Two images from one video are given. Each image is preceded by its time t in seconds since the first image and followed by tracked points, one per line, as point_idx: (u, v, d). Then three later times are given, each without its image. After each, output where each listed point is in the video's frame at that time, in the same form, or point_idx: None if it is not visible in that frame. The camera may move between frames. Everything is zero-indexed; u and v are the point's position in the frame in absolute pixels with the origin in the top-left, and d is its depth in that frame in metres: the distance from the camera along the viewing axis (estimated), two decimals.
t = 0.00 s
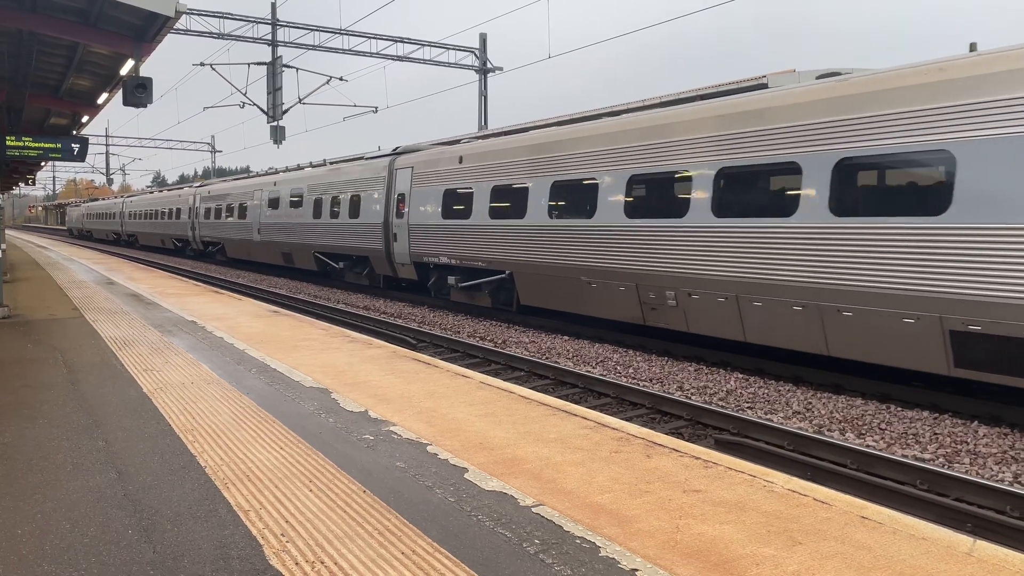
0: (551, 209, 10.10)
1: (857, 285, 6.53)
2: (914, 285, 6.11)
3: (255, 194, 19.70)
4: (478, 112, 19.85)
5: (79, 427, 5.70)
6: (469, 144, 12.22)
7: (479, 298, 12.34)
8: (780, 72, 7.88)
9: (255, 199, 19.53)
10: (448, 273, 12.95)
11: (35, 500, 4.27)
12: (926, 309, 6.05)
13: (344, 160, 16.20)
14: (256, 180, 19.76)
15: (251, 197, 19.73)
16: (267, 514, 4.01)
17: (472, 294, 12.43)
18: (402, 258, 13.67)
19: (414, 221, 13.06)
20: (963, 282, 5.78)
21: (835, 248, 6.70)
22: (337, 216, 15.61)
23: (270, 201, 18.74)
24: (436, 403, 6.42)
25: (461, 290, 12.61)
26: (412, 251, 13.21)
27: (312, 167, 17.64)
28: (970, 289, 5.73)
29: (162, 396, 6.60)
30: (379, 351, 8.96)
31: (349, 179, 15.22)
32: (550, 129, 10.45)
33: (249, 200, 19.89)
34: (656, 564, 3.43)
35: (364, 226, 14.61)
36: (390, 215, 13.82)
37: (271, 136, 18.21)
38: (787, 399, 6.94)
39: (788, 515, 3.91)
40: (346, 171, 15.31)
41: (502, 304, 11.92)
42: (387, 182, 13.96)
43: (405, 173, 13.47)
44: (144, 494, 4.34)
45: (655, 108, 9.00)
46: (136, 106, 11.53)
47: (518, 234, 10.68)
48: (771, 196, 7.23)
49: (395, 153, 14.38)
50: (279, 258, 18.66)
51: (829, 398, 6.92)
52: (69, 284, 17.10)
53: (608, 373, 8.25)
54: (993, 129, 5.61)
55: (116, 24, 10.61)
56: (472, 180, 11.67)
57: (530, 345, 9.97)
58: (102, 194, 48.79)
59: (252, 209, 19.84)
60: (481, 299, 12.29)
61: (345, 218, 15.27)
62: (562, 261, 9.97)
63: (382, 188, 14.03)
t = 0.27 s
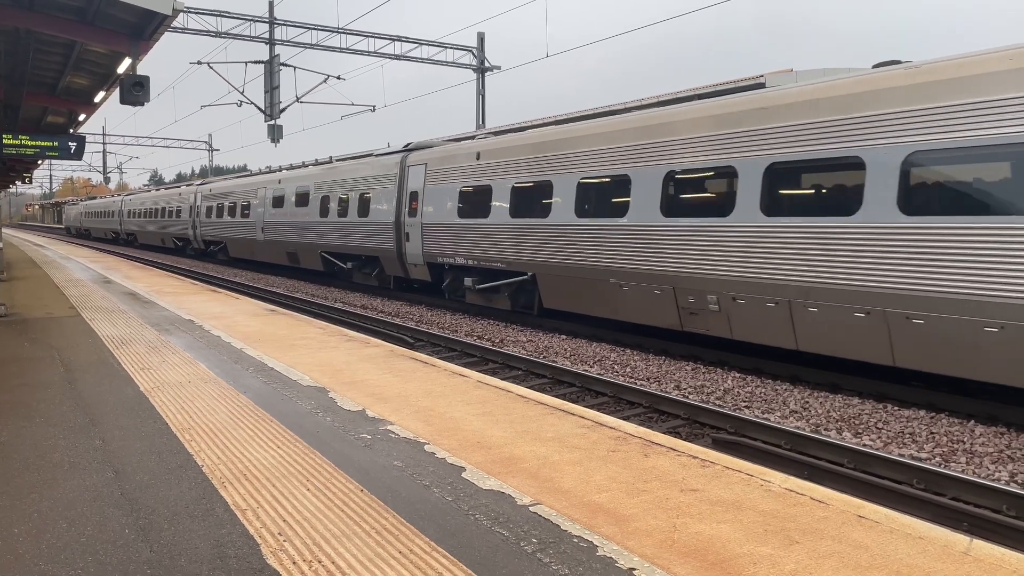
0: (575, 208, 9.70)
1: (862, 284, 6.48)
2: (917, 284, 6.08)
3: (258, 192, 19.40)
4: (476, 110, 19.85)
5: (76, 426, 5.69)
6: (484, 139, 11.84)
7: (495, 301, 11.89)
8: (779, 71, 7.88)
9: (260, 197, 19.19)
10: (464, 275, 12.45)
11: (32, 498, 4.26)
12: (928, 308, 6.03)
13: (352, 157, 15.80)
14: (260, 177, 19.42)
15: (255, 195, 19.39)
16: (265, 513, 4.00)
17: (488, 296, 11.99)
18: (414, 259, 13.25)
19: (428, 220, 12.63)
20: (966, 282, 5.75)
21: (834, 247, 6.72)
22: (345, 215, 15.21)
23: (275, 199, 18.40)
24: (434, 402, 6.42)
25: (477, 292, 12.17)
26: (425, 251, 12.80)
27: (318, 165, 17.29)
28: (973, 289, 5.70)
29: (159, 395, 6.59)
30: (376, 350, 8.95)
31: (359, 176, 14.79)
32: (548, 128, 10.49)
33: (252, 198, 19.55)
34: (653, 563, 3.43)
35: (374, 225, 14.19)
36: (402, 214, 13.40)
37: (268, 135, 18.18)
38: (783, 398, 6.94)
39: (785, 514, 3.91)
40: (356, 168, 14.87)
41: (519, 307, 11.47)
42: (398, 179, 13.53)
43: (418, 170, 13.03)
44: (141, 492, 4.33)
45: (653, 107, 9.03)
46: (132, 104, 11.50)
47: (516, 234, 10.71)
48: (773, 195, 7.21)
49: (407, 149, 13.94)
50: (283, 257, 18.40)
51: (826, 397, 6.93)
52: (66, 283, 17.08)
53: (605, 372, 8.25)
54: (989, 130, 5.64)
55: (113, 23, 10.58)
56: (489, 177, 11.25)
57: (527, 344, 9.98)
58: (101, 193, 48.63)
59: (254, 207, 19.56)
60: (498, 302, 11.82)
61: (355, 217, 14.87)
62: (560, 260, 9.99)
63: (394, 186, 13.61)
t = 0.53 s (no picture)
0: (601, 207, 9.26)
1: (864, 284, 6.49)
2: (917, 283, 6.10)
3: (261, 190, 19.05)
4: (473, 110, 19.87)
5: (72, 425, 5.69)
6: (499, 135, 11.44)
7: (515, 304, 11.46)
8: (776, 71, 7.88)
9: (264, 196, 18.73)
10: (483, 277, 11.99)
11: (28, 498, 4.25)
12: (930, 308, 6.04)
13: (361, 154, 15.36)
14: (264, 175, 19.01)
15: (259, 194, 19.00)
16: (261, 512, 4.00)
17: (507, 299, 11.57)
18: (428, 261, 12.80)
19: (442, 219, 12.17)
20: (968, 282, 5.75)
21: (832, 246, 6.74)
22: (355, 214, 14.78)
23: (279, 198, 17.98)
24: (431, 401, 6.43)
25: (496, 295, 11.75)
26: (439, 251, 12.36)
27: (323, 162, 16.89)
28: (975, 288, 5.71)
29: (155, 394, 6.58)
30: (373, 349, 8.96)
31: (370, 174, 14.32)
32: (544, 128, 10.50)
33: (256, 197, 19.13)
34: (650, 562, 3.43)
35: (385, 225, 13.73)
36: (416, 213, 12.92)
37: (264, 134, 18.15)
38: (780, 397, 6.96)
39: (783, 513, 3.92)
40: (367, 165, 14.40)
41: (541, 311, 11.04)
42: (411, 176, 13.08)
43: (433, 167, 12.54)
44: (138, 491, 4.33)
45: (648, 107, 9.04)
46: (130, 103, 11.49)
47: (513, 233, 10.72)
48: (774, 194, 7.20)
49: (418, 146, 13.50)
50: (286, 257, 18.10)
51: (822, 396, 6.94)
52: (62, 282, 17.07)
53: (603, 372, 8.27)
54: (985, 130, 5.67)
55: (112, 22, 10.57)
56: (507, 175, 10.81)
57: (524, 343, 10.00)
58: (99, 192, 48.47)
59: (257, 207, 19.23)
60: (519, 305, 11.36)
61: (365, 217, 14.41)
62: (558, 259, 10.00)
63: (406, 184, 13.16)
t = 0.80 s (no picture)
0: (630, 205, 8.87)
1: (863, 284, 6.45)
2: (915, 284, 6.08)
3: (266, 189, 18.83)
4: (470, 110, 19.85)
5: (69, 425, 5.67)
6: (515, 132, 11.08)
7: (536, 308, 10.95)
8: (774, 71, 7.90)
9: (270, 195, 18.54)
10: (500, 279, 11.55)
11: (25, 498, 4.23)
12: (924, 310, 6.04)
13: (370, 151, 15.02)
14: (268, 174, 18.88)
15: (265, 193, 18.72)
16: (259, 512, 3.99)
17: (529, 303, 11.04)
18: (444, 261, 12.37)
19: (458, 218, 11.75)
20: (966, 282, 5.73)
21: (830, 247, 6.71)
22: (367, 213, 14.39)
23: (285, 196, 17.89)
24: (429, 401, 6.42)
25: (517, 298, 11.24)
26: (455, 251, 11.94)
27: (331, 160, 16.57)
28: (971, 290, 5.70)
29: (152, 394, 6.55)
30: (371, 349, 8.95)
31: (382, 172, 13.90)
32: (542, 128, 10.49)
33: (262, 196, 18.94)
34: (647, 561, 3.44)
35: (400, 224, 13.30)
36: (431, 212, 12.51)
37: (262, 133, 18.14)
38: (777, 397, 6.97)
39: (780, 512, 3.93)
40: (379, 163, 13.99)
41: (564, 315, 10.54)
42: (424, 173, 12.66)
43: (448, 163, 12.09)
44: (136, 492, 4.31)
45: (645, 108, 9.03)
46: (127, 102, 11.46)
47: (510, 233, 10.72)
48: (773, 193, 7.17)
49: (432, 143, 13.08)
50: (292, 257, 17.85)
51: (819, 396, 6.96)
52: (59, 281, 17.04)
53: (600, 371, 8.27)
54: (980, 132, 5.67)
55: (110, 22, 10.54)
56: (527, 172, 10.40)
57: (521, 342, 10.01)
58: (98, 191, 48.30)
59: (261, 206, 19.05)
60: (539, 308, 10.92)
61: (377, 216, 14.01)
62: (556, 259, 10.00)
63: (420, 181, 12.75)
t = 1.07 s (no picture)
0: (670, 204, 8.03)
1: (857, 284, 6.16)
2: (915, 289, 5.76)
3: (272, 189, 18.03)
4: (469, 111, 19.39)
5: (65, 425, 5.19)
6: (539, 127, 10.26)
7: (564, 314, 9.98)
8: (772, 71, 7.49)
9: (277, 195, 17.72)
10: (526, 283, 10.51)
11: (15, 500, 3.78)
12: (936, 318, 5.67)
13: (383, 148, 14.18)
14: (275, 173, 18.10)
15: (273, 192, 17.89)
16: (257, 512, 3.63)
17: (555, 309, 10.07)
18: (461, 264, 11.45)
19: (478, 218, 10.86)
20: (964, 285, 5.45)
21: (830, 246, 6.37)
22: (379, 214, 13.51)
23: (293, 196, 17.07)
24: (427, 401, 5.95)
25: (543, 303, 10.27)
26: (474, 253, 11.01)
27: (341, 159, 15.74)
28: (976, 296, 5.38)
29: (151, 394, 6.07)
30: (371, 348, 8.49)
31: (395, 170, 13.02)
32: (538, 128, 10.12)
33: (268, 196, 18.12)
34: (645, 561, 3.22)
35: (414, 225, 12.39)
36: (447, 213, 11.63)
37: (260, 134, 17.67)
38: (775, 396, 6.58)
39: (778, 513, 3.69)
40: (392, 161, 13.12)
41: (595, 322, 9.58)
42: (440, 171, 11.79)
43: (467, 160, 11.21)
44: (134, 492, 3.88)
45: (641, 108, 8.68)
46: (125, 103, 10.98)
47: (507, 232, 10.28)
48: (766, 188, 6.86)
49: (449, 140, 12.22)
50: (299, 259, 16.99)
51: (818, 395, 6.56)
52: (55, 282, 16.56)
53: (598, 372, 7.80)
54: (981, 130, 5.38)
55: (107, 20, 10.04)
56: (553, 168, 9.54)
57: (520, 342, 9.53)
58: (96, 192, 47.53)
59: (268, 206, 18.26)
60: (570, 315, 9.88)
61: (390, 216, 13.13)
62: (553, 258, 9.59)
63: (435, 179, 11.87)
